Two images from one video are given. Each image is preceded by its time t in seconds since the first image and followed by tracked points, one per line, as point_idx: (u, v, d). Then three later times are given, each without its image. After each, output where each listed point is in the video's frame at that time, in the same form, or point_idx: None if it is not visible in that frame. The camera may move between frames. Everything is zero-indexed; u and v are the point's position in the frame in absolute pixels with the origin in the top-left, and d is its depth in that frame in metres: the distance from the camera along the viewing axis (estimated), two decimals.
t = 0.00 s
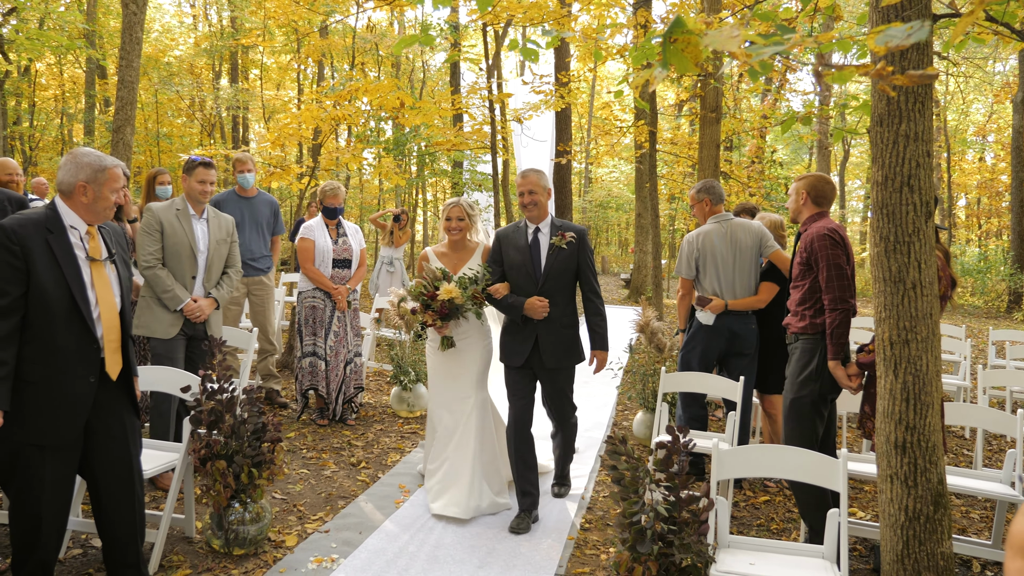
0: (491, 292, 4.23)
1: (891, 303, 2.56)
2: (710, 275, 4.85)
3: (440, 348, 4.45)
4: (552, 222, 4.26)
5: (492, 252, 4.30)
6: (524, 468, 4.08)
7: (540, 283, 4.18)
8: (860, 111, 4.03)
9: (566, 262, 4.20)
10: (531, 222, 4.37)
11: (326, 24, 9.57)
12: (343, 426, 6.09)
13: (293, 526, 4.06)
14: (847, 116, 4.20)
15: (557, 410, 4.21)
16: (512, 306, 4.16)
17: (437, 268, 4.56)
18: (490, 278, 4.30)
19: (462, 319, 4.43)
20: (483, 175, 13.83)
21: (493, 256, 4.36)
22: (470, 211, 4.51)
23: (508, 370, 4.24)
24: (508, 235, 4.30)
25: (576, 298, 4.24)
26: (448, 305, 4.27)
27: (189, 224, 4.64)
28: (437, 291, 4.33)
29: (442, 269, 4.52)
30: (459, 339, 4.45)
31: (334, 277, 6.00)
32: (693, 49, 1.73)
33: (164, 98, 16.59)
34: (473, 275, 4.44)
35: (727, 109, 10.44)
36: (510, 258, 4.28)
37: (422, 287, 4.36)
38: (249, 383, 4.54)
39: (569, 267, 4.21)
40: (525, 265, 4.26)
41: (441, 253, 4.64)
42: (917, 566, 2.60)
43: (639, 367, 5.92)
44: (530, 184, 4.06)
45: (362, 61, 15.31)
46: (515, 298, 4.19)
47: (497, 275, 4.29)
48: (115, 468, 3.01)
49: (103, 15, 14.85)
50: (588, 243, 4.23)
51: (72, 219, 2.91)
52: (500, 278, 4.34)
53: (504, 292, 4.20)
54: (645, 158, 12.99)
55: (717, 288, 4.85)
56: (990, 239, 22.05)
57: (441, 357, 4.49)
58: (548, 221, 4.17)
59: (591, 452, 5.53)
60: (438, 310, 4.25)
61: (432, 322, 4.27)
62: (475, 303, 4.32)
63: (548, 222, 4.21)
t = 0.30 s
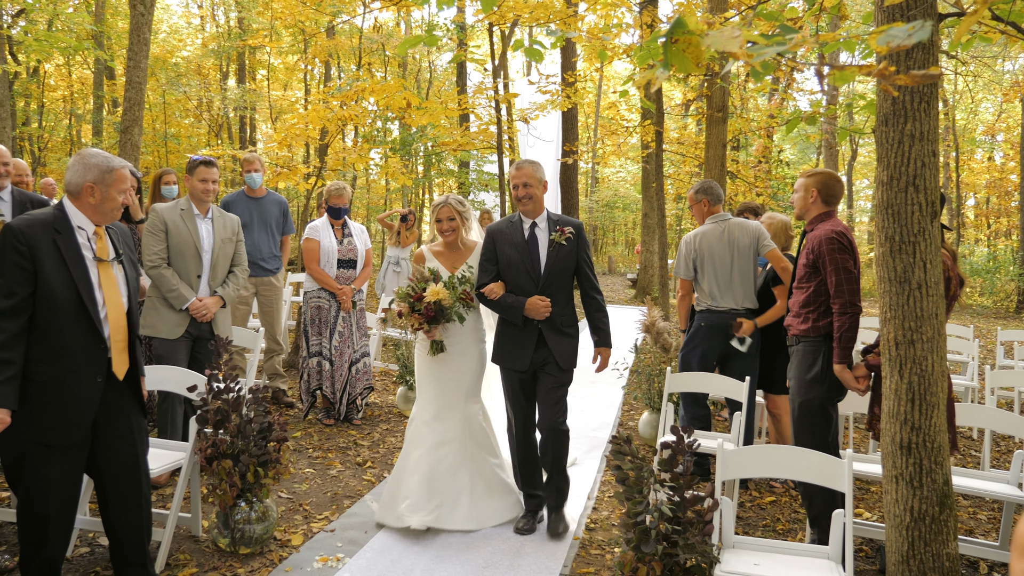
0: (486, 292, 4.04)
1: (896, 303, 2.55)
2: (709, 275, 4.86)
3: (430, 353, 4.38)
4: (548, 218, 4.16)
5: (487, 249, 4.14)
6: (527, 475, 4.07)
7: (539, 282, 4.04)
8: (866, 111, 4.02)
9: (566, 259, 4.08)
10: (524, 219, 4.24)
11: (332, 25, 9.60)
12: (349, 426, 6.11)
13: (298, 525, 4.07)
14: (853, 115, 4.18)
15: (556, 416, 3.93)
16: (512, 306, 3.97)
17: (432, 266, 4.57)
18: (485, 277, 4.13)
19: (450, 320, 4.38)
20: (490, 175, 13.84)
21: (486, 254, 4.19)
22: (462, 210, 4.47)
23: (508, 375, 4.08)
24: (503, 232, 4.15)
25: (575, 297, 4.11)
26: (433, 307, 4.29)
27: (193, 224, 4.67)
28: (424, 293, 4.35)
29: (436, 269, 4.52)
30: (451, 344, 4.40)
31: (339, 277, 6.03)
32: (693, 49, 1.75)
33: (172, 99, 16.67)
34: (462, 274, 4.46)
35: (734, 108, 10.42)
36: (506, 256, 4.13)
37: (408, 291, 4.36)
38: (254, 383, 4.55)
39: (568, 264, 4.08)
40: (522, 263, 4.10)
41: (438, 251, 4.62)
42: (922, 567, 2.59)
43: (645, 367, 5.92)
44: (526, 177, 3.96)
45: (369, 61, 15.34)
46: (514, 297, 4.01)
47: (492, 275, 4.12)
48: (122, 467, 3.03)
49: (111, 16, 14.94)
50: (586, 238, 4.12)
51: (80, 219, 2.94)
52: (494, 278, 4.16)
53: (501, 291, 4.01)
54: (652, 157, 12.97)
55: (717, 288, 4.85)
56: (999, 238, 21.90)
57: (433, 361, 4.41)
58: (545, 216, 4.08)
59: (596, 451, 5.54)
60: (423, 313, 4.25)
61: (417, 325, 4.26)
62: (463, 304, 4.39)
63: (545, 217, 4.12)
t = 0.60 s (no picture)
0: (477, 304, 3.64)
1: (901, 304, 2.53)
2: (708, 275, 4.87)
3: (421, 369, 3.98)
4: (549, 224, 3.70)
5: (481, 256, 3.72)
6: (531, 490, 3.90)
7: (534, 295, 3.59)
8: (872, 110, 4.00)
9: (564, 270, 3.63)
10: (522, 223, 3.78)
11: (339, 25, 9.63)
12: (354, 425, 6.13)
13: (304, 524, 4.09)
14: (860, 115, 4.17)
15: (547, 439, 3.43)
16: (503, 319, 3.56)
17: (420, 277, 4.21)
18: (477, 287, 3.72)
19: (444, 336, 4.01)
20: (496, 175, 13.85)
21: (480, 261, 3.78)
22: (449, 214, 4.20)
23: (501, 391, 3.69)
24: (499, 238, 3.72)
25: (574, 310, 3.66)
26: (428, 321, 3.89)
27: (190, 224, 4.68)
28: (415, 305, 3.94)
29: (425, 277, 4.18)
30: (443, 359, 4.02)
31: (344, 278, 6.06)
32: (694, 49, 1.76)
33: (180, 100, 16.77)
34: (456, 284, 4.10)
35: (740, 108, 10.40)
36: (501, 264, 3.70)
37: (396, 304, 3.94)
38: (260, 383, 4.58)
39: (567, 275, 3.64)
40: (517, 273, 3.66)
41: (424, 259, 4.29)
42: (926, 568, 2.58)
43: (650, 367, 5.91)
44: (526, 179, 3.52)
45: (375, 61, 15.38)
46: (506, 310, 3.59)
47: (485, 284, 3.71)
48: (128, 466, 3.05)
49: (119, 17, 15.03)
50: (588, 247, 3.67)
51: (86, 219, 2.96)
52: (488, 287, 3.75)
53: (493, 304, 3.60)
54: (658, 157, 12.94)
55: (717, 288, 4.85)
56: (1009, 239, 21.76)
57: (422, 377, 4.01)
58: (545, 222, 3.63)
59: (601, 451, 5.55)
60: (415, 326, 3.86)
61: (409, 339, 3.85)
62: (458, 317, 3.97)
63: (545, 223, 3.66)
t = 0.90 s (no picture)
0: (467, 292, 3.55)
1: (908, 303, 2.52)
2: (710, 272, 4.85)
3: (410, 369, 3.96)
4: (553, 217, 3.54)
5: (478, 244, 3.63)
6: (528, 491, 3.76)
7: (526, 289, 3.45)
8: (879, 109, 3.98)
9: (563, 267, 3.46)
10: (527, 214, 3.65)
11: (346, 25, 9.65)
12: (361, 425, 6.14)
13: (310, 523, 4.10)
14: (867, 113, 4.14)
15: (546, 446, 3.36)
16: (490, 310, 3.43)
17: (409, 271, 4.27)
18: (471, 275, 3.63)
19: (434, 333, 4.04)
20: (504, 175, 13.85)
21: (478, 250, 3.68)
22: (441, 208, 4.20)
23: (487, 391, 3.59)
24: (499, 226, 3.61)
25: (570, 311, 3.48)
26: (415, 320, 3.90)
27: (184, 224, 4.68)
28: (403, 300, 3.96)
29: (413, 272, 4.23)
30: (432, 357, 4.02)
31: (348, 278, 6.12)
32: (695, 49, 1.76)
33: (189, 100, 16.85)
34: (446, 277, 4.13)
35: (748, 107, 10.36)
36: (497, 254, 3.59)
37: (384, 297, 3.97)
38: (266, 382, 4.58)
39: (565, 273, 3.46)
40: (512, 264, 3.54)
41: (413, 253, 4.35)
42: (933, 569, 2.57)
43: (657, 367, 5.89)
44: (530, 168, 3.38)
45: (383, 61, 15.43)
46: (495, 301, 3.47)
47: (479, 273, 3.61)
48: (136, 465, 3.08)
49: (128, 18, 15.12)
50: (592, 244, 3.50)
51: (95, 220, 2.99)
52: (483, 276, 3.65)
53: (483, 294, 3.50)
54: (666, 156, 12.91)
55: (719, 286, 4.83)
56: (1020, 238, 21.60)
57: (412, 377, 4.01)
58: (547, 214, 3.49)
59: (608, 451, 5.55)
60: (403, 322, 3.86)
61: (397, 335, 3.87)
62: (448, 311, 3.94)
63: (548, 216, 3.52)
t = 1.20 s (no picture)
0: (460, 298, 3.36)
1: (918, 303, 2.50)
2: (720, 270, 4.83)
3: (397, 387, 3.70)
4: (547, 215, 3.39)
5: (469, 245, 3.45)
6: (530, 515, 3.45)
7: (523, 293, 3.29)
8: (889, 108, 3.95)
9: (561, 268, 3.31)
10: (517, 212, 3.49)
11: (356, 25, 9.68)
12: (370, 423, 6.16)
13: (319, 521, 4.13)
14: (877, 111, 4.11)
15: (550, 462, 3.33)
16: (485, 316, 3.25)
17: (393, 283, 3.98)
18: (463, 279, 3.45)
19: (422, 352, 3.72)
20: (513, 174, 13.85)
21: (469, 251, 3.49)
22: (433, 212, 4.00)
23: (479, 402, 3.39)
24: (490, 226, 3.44)
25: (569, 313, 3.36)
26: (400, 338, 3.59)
27: (180, 225, 4.69)
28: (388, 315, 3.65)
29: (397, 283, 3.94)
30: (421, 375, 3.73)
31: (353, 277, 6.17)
32: (700, 47, 1.77)
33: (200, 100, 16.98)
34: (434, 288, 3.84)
35: (759, 106, 10.30)
36: (489, 255, 3.41)
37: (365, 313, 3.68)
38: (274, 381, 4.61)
39: (564, 274, 3.32)
40: (505, 266, 3.36)
41: (397, 263, 4.06)
42: (943, 570, 2.55)
43: (665, 366, 5.88)
44: (518, 163, 3.23)
45: (393, 61, 15.50)
46: (491, 306, 3.28)
47: (472, 276, 3.43)
48: (146, 463, 3.10)
49: (139, 18, 15.23)
50: (592, 242, 3.34)
51: (107, 219, 3.02)
52: (475, 279, 3.47)
53: (478, 299, 3.31)
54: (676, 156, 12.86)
55: (729, 284, 4.84)
56: None
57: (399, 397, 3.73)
58: (541, 213, 3.34)
59: (617, 450, 5.54)
60: (389, 339, 3.58)
61: (382, 353, 3.58)
62: (438, 326, 3.65)
63: (542, 214, 3.38)
